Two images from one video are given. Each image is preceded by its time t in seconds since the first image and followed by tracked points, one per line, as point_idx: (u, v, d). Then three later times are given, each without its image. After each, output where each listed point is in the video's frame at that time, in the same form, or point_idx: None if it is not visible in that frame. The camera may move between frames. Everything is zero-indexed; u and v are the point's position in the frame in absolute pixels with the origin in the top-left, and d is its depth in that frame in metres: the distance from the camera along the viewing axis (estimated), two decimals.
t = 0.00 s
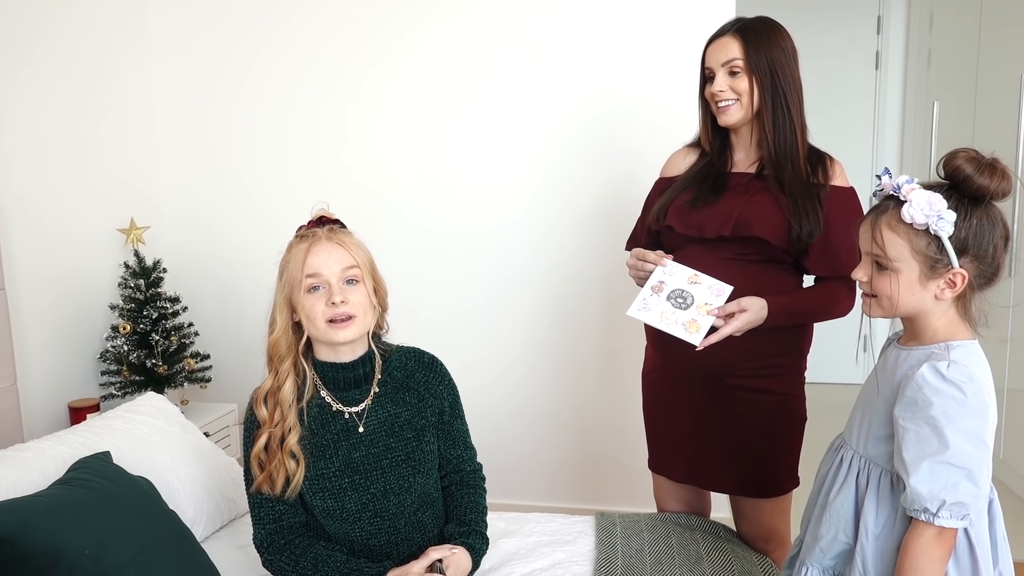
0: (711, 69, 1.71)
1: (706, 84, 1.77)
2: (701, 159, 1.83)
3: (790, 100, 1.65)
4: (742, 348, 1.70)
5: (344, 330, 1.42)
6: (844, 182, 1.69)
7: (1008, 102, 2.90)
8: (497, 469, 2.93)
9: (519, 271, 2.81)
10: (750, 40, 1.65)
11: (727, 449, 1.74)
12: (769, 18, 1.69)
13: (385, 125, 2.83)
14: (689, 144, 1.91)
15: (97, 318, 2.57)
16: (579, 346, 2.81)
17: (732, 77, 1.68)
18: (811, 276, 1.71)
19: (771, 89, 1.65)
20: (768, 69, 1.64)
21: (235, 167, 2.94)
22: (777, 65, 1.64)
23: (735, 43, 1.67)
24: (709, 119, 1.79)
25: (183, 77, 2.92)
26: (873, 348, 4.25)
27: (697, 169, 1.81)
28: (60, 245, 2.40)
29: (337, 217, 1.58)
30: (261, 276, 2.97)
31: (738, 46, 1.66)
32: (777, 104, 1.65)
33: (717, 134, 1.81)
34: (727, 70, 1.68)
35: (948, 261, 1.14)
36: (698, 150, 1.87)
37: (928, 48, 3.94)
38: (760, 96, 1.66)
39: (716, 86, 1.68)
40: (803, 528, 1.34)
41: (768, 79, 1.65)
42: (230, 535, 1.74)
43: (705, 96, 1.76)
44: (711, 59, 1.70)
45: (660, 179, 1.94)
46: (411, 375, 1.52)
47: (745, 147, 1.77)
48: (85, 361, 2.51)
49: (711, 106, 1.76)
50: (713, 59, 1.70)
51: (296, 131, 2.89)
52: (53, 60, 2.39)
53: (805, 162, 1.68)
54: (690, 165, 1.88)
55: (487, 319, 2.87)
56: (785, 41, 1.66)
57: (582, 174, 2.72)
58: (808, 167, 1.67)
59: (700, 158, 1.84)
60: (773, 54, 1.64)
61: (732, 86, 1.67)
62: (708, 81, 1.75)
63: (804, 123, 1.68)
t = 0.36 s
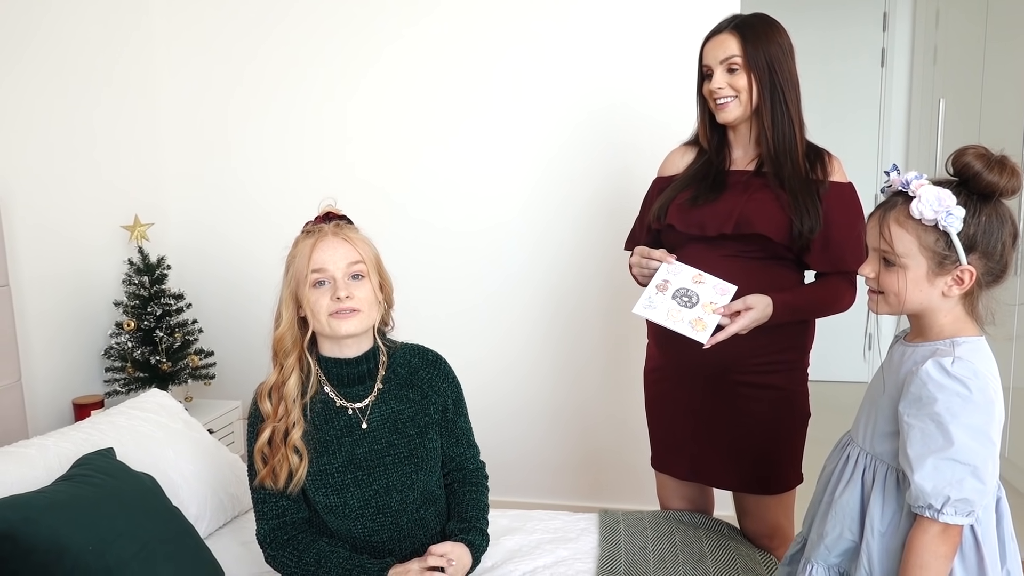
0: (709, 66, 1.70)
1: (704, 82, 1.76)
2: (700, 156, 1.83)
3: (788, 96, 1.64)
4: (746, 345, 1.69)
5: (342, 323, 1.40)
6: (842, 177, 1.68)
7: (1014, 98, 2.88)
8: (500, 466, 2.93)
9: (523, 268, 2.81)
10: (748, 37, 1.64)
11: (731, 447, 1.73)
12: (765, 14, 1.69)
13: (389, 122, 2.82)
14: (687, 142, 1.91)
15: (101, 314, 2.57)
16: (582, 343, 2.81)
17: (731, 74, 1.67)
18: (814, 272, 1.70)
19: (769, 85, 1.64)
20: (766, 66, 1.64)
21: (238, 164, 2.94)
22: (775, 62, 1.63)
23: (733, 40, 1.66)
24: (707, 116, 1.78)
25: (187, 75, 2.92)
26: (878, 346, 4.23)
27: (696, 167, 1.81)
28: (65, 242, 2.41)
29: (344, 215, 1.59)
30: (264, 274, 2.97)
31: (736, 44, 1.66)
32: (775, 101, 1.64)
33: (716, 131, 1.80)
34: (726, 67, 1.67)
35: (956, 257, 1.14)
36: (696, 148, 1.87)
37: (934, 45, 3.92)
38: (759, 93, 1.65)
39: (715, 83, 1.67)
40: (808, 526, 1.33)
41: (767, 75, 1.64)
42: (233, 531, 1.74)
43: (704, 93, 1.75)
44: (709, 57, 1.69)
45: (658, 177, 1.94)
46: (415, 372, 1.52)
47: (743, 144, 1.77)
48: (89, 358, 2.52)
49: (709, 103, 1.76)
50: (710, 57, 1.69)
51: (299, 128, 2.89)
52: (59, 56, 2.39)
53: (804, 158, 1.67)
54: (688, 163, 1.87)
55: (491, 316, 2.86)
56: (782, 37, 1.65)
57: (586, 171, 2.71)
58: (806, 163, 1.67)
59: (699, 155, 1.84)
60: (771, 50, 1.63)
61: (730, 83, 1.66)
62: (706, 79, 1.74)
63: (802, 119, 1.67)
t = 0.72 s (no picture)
0: (709, 63, 1.69)
1: (705, 78, 1.75)
2: (703, 151, 1.82)
3: (790, 91, 1.63)
4: (750, 338, 1.69)
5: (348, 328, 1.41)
6: (847, 171, 1.67)
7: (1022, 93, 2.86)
8: (504, 462, 2.93)
9: (526, 263, 2.80)
10: (746, 33, 1.63)
11: (736, 443, 1.72)
12: (765, 8, 1.67)
13: (393, 117, 2.81)
14: (690, 137, 1.90)
15: (106, 310, 2.58)
16: (586, 339, 2.80)
17: (731, 70, 1.66)
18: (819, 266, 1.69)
19: (770, 80, 1.63)
20: (766, 61, 1.62)
21: (242, 160, 2.94)
22: (775, 56, 1.62)
23: (732, 36, 1.65)
24: (709, 112, 1.78)
25: (191, 71, 2.92)
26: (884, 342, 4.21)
27: (699, 162, 1.80)
28: (70, 237, 2.41)
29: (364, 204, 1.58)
30: (269, 269, 2.97)
31: (736, 40, 1.65)
32: (777, 95, 1.63)
33: (719, 127, 1.79)
34: (726, 63, 1.66)
35: (962, 248, 1.12)
36: (700, 143, 1.86)
37: (940, 39, 3.90)
38: (760, 88, 1.64)
39: (715, 80, 1.66)
40: (812, 523, 1.33)
41: (767, 70, 1.63)
42: (237, 526, 1.74)
43: (705, 89, 1.75)
44: (709, 53, 1.68)
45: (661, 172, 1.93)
46: (418, 366, 1.52)
47: (746, 138, 1.75)
48: (94, 353, 2.52)
49: (711, 99, 1.75)
50: (710, 53, 1.68)
51: (302, 122, 2.88)
52: (66, 51, 2.39)
53: (808, 152, 1.66)
54: (692, 158, 1.86)
55: (495, 312, 2.86)
56: (781, 30, 1.63)
57: (590, 166, 2.70)
58: (811, 157, 1.65)
59: (701, 150, 1.83)
60: (770, 45, 1.62)
61: (731, 79, 1.66)
62: (707, 75, 1.73)
63: (805, 112, 1.66)
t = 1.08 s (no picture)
0: (722, 55, 1.66)
1: (717, 70, 1.72)
2: (714, 145, 1.79)
3: (804, 84, 1.60)
4: (762, 336, 1.66)
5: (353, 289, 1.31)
6: (862, 165, 1.64)
7: None
8: (511, 460, 2.92)
9: (534, 260, 2.79)
10: (760, 24, 1.60)
11: (744, 443, 1.70)
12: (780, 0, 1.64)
13: (400, 112, 2.80)
14: (701, 130, 1.87)
15: (113, 306, 2.58)
16: (595, 336, 2.78)
17: (744, 62, 1.63)
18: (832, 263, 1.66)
19: (784, 73, 1.60)
20: (780, 53, 1.59)
21: (249, 156, 2.94)
22: (789, 48, 1.59)
23: (746, 28, 1.62)
24: (721, 105, 1.75)
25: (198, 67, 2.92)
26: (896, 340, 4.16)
27: (710, 155, 1.77)
28: (77, 234, 2.41)
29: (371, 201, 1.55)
30: (277, 266, 2.97)
31: (749, 31, 1.62)
32: (790, 88, 1.60)
33: (730, 121, 1.77)
34: (739, 55, 1.63)
35: (976, 243, 1.09)
36: (711, 136, 1.83)
37: (955, 33, 3.83)
38: (773, 81, 1.61)
39: (728, 72, 1.63)
40: (822, 525, 1.30)
41: (781, 63, 1.59)
42: (241, 524, 1.74)
43: (717, 82, 1.72)
44: (722, 45, 1.66)
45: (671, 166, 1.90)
46: (421, 361, 1.50)
47: (759, 132, 1.72)
48: (101, 349, 2.53)
49: (723, 92, 1.72)
50: (724, 45, 1.65)
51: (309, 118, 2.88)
52: (72, 47, 2.39)
53: (821, 146, 1.63)
54: (702, 152, 1.83)
55: (502, 309, 2.84)
56: (796, 22, 1.60)
57: (597, 162, 2.68)
58: (824, 151, 1.62)
59: (713, 144, 1.80)
60: (784, 37, 1.59)
61: (743, 71, 1.63)
62: (719, 67, 1.70)
63: (819, 106, 1.62)
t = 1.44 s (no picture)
0: (733, 51, 1.64)
1: (727, 68, 1.70)
2: (723, 144, 1.77)
3: (817, 83, 1.57)
4: (770, 339, 1.63)
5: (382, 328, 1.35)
6: (875, 167, 1.61)
7: None
8: (516, 461, 2.91)
9: (540, 260, 2.77)
10: (773, 20, 1.58)
11: (750, 448, 1.68)
12: None
13: (407, 109, 2.78)
14: (710, 129, 1.84)
15: (118, 301, 2.58)
16: (602, 337, 2.76)
17: (756, 59, 1.60)
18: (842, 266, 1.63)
19: (796, 71, 1.57)
20: (792, 50, 1.56)
21: (255, 153, 2.93)
22: (801, 46, 1.56)
23: (758, 24, 1.59)
24: (731, 103, 1.72)
25: (206, 62, 2.92)
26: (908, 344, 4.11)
27: (719, 155, 1.74)
28: (83, 229, 2.41)
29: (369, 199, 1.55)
30: (283, 263, 2.97)
31: (761, 28, 1.59)
32: (802, 86, 1.57)
33: (740, 119, 1.74)
34: (750, 52, 1.60)
35: (990, 246, 1.07)
36: (720, 136, 1.80)
37: (971, 33, 3.78)
38: (785, 80, 1.58)
39: (738, 69, 1.61)
40: (828, 534, 1.28)
41: (792, 61, 1.57)
42: (242, 523, 1.73)
43: (728, 79, 1.69)
44: (733, 42, 1.63)
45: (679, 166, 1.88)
46: (425, 363, 1.48)
47: (769, 131, 1.70)
48: (107, 345, 2.53)
49: (734, 90, 1.69)
50: (735, 41, 1.62)
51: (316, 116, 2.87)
52: (79, 43, 2.38)
53: (833, 147, 1.60)
54: (711, 151, 1.81)
55: (507, 308, 2.83)
56: (809, 20, 1.57)
57: (605, 161, 2.65)
58: (837, 152, 1.59)
59: (722, 143, 1.77)
60: (797, 34, 1.56)
61: (754, 68, 1.60)
62: (730, 65, 1.68)
63: (831, 105, 1.60)
